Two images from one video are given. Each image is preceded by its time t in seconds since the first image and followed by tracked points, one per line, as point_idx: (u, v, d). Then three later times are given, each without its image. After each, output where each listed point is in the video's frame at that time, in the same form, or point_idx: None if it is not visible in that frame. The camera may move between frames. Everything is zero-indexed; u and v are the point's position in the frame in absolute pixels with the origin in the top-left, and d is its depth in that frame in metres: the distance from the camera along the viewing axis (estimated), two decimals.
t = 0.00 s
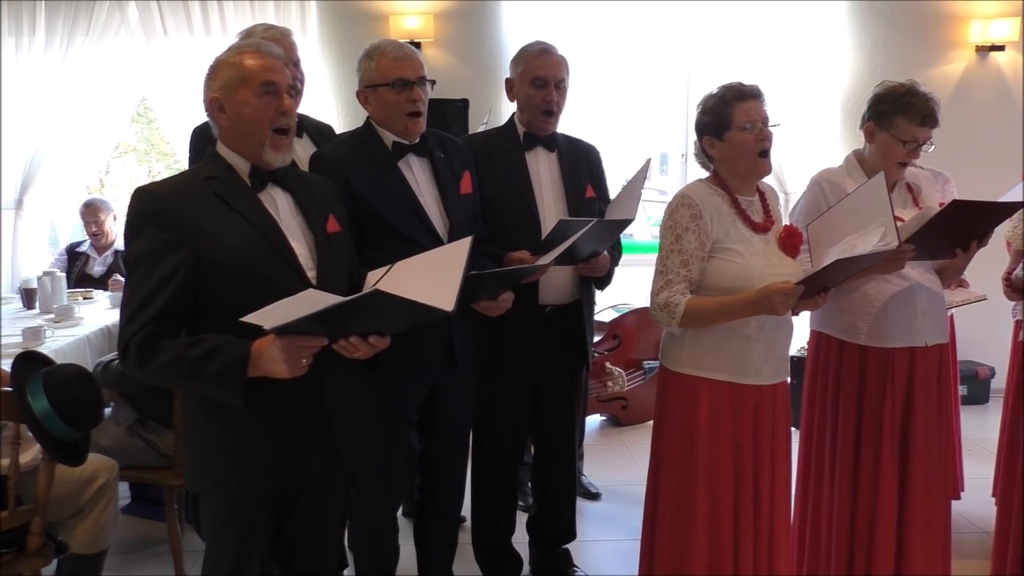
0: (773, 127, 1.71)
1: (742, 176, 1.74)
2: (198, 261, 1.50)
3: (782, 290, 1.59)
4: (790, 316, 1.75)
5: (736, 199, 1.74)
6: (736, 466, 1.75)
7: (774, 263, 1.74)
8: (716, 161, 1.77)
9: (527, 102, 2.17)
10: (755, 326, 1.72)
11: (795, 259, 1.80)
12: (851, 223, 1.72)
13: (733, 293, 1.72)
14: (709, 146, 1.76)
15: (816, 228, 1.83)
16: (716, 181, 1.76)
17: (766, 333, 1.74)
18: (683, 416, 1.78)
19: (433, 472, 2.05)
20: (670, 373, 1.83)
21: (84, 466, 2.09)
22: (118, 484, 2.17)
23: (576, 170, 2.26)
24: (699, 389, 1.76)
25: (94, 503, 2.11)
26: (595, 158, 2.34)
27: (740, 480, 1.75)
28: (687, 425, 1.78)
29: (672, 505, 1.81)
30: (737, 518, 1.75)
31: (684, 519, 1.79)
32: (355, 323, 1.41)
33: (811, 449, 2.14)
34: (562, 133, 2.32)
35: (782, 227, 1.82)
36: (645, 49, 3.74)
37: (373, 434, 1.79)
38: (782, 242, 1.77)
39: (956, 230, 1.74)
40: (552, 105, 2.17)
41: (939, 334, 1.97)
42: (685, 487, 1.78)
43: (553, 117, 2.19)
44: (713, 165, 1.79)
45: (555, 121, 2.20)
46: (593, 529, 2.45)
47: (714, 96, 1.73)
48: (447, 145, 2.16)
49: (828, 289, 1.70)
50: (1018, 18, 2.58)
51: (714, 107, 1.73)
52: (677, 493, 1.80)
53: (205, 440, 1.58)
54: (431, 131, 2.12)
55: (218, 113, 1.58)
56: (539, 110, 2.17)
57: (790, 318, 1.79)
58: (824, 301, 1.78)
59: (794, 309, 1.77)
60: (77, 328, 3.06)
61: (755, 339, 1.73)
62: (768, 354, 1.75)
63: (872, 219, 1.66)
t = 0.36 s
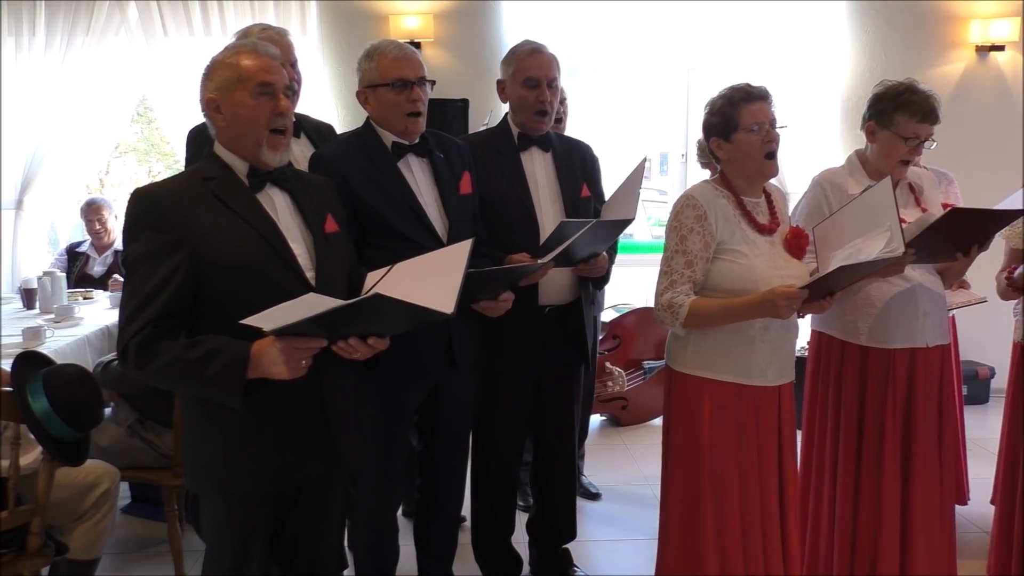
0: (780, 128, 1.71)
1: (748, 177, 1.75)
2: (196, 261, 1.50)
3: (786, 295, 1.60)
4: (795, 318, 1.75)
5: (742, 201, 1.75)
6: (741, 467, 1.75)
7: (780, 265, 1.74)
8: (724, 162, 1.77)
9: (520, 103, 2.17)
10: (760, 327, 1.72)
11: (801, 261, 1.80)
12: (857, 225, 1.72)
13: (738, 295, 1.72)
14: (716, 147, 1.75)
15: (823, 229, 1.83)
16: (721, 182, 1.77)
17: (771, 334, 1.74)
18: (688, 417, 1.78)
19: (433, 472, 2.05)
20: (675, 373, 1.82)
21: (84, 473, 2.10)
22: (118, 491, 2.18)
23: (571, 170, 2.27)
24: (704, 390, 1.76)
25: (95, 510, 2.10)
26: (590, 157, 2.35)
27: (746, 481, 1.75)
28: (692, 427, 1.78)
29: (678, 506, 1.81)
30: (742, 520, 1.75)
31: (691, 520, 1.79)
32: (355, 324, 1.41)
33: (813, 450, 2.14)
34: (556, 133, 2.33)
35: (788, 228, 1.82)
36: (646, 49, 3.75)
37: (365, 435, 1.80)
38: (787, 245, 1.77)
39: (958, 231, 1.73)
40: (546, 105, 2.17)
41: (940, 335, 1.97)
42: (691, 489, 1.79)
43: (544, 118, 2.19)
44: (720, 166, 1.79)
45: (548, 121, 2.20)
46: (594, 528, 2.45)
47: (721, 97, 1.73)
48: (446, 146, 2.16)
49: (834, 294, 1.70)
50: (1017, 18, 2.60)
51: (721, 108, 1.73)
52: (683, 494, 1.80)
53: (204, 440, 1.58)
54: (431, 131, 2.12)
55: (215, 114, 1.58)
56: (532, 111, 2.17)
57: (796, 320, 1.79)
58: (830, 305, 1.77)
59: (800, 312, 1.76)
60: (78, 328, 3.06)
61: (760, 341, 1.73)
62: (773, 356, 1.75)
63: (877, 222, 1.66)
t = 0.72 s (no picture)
0: (781, 128, 1.70)
1: (748, 179, 1.74)
2: (197, 261, 1.50)
3: (790, 298, 1.59)
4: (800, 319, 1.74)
5: (743, 202, 1.75)
6: (744, 470, 1.75)
7: (782, 267, 1.74)
8: (724, 163, 1.77)
9: (521, 101, 2.16)
10: (762, 330, 1.72)
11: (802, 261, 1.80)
12: (858, 226, 1.72)
13: (740, 298, 1.72)
14: (716, 148, 1.75)
15: (823, 228, 1.83)
16: (722, 184, 1.77)
17: (774, 337, 1.74)
18: (691, 417, 1.78)
19: (432, 472, 2.04)
20: (677, 374, 1.83)
21: (86, 474, 2.10)
22: (122, 490, 2.17)
23: (571, 170, 2.26)
24: (708, 391, 1.76)
25: (99, 510, 2.10)
26: (590, 157, 2.35)
27: (750, 481, 1.75)
28: (695, 428, 1.78)
29: (680, 506, 1.81)
30: (745, 521, 1.76)
31: (693, 521, 1.79)
32: (356, 323, 1.42)
33: (813, 449, 2.14)
34: (555, 132, 2.32)
35: (790, 228, 1.82)
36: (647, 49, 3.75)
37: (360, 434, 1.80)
38: (789, 245, 1.77)
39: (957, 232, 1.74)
40: (548, 103, 2.16)
41: (940, 335, 1.97)
42: (693, 489, 1.79)
43: (545, 117, 2.19)
44: (721, 167, 1.79)
45: (550, 118, 2.20)
46: (594, 528, 2.44)
47: (721, 98, 1.73)
48: (446, 146, 2.16)
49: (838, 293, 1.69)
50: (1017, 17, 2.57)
51: (722, 109, 1.72)
52: (685, 494, 1.80)
53: (204, 440, 1.58)
54: (431, 132, 2.13)
55: (214, 113, 1.58)
56: (533, 109, 2.16)
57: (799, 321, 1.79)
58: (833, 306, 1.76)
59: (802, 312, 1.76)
60: (78, 328, 3.06)
61: (764, 343, 1.73)
62: (776, 358, 1.75)
63: (879, 221, 1.66)
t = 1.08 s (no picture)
0: (777, 128, 1.70)
1: (745, 179, 1.74)
2: (199, 260, 1.50)
3: (778, 303, 1.59)
4: (794, 319, 1.73)
5: (740, 201, 1.75)
6: (742, 470, 1.75)
7: (778, 268, 1.73)
8: (722, 163, 1.77)
9: (524, 99, 2.16)
10: (757, 330, 1.72)
11: (801, 262, 1.79)
12: (853, 229, 1.72)
13: (735, 298, 1.72)
14: (713, 147, 1.76)
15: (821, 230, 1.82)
16: (720, 183, 1.76)
17: (769, 338, 1.74)
18: (686, 418, 1.78)
19: (432, 473, 2.04)
20: (672, 373, 1.83)
21: (87, 473, 2.09)
22: (122, 490, 2.17)
23: (573, 170, 2.26)
24: (703, 392, 1.75)
25: (98, 510, 2.10)
26: (591, 158, 2.34)
27: (743, 482, 1.75)
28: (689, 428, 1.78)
29: (674, 506, 1.81)
30: (740, 521, 1.76)
31: (687, 521, 1.79)
32: (356, 320, 1.42)
33: (811, 450, 2.14)
34: (557, 133, 2.33)
35: (788, 228, 1.81)
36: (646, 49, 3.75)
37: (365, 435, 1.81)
38: (787, 246, 1.76)
39: (955, 232, 1.74)
40: (552, 101, 2.17)
41: (938, 335, 1.97)
42: (687, 489, 1.79)
43: (549, 113, 2.19)
44: (719, 166, 1.79)
45: (553, 117, 2.20)
46: (592, 529, 2.44)
47: (719, 98, 1.72)
48: (444, 147, 2.16)
49: (831, 296, 1.68)
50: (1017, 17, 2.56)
51: (718, 108, 1.73)
52: (679, 495, 1.80)
53: (205, 437, 1.59)
54: (430, 131, 2.13)
55: (215, 116, 1.59)
56: (537, 106, 2.16)
57: (794, 321, 1.79)
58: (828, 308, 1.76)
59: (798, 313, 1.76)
60: (78, 328, 3.06)
61: (759, 343, 1.73)
62: (772, 358, 1.75)
63: (874, 225, 1.65)
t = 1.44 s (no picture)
0: (779, 127, 1.71)
1: (744, 177, 1.75)
2: (199, 261, 1.50)
3: (769, 290, 1.57)
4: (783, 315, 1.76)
5: (737, 200, 1.74)
6: (742, 471, 1.75)
7: (772, 265, 1.73)
8: (722, 160, 1.77)
9: (527, 99, 2.17)
10: (749, 328, 1.73)
11: (797, 262, 1.77)
12: (847, 224, 1.72)
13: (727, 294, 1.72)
14: (714, 143, 1.76)
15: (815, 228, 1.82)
16: (717, 180, 1.76)
17: (760, 335, 1.74)
18: (678, 417, 1.78)
19: (430, 473, 2.04)
20: (665, 373, 1.82)
21: (87, 473, 2.09)
22: (122, 490, 2.17)
23: (574, 170, 2.26)
24: (694, 391, 1.76)
25: (99, 510, 2.10)
26: (592, 158, 2.34)
27: (732, 481, 1.75)
28: (681, 428, 1.78)
29: (664, 505, 1.81)
30: (729, 521, 1.75)
31: (676, 521, 1.79)
32: (354, 321, 1.41)
33: (809, 449, 2.14)
34: (559, 133, 2.33)
35: (783, 227, 1.80)
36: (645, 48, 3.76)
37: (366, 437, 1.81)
38: (782, 246, 1.75)
39: (955, 231, 1.74)
40: (554, 100, 2.17)
41: (937, 335, 1.97)
42: (677, 489, 1.79)
43: (552, 113, 2.19)
44: (719, 163, 1.79)
45: (556, 116, 2.20)
46: (591, 529, 2.44)
47: (721, 94, 1.73)
48: (442, 146, 2.16)
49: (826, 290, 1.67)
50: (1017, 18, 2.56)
51: (721, 105, 1.72)
52: (669, 494, 1.80)
53: (205, 437, 1.59)
54: (427, 131, 2.13)
55: (219, 116, 1.59)
56: (539, 105, 2.16)
57: (788, 319, 1.79)
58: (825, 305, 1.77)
59: (790, 310, 1.77)
60: (78, 328, 3.06)
61: (750, 341, 1.73)
62: (763, 356, 1.74)
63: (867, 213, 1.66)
